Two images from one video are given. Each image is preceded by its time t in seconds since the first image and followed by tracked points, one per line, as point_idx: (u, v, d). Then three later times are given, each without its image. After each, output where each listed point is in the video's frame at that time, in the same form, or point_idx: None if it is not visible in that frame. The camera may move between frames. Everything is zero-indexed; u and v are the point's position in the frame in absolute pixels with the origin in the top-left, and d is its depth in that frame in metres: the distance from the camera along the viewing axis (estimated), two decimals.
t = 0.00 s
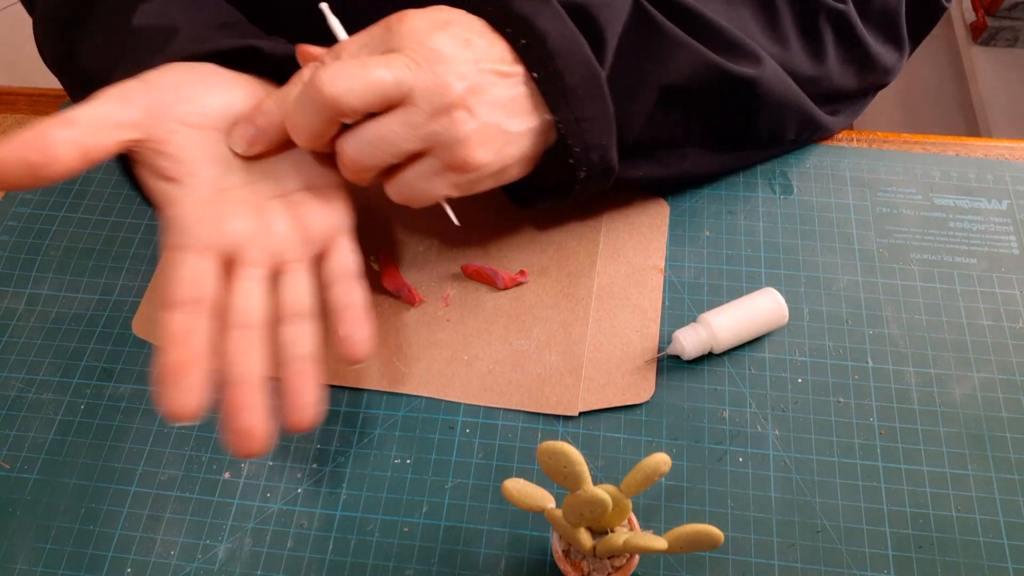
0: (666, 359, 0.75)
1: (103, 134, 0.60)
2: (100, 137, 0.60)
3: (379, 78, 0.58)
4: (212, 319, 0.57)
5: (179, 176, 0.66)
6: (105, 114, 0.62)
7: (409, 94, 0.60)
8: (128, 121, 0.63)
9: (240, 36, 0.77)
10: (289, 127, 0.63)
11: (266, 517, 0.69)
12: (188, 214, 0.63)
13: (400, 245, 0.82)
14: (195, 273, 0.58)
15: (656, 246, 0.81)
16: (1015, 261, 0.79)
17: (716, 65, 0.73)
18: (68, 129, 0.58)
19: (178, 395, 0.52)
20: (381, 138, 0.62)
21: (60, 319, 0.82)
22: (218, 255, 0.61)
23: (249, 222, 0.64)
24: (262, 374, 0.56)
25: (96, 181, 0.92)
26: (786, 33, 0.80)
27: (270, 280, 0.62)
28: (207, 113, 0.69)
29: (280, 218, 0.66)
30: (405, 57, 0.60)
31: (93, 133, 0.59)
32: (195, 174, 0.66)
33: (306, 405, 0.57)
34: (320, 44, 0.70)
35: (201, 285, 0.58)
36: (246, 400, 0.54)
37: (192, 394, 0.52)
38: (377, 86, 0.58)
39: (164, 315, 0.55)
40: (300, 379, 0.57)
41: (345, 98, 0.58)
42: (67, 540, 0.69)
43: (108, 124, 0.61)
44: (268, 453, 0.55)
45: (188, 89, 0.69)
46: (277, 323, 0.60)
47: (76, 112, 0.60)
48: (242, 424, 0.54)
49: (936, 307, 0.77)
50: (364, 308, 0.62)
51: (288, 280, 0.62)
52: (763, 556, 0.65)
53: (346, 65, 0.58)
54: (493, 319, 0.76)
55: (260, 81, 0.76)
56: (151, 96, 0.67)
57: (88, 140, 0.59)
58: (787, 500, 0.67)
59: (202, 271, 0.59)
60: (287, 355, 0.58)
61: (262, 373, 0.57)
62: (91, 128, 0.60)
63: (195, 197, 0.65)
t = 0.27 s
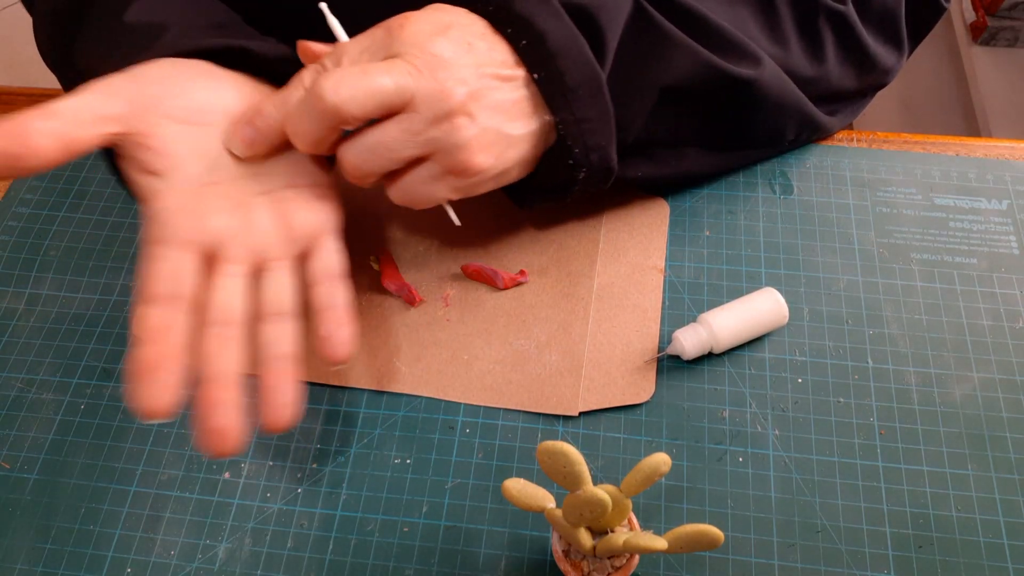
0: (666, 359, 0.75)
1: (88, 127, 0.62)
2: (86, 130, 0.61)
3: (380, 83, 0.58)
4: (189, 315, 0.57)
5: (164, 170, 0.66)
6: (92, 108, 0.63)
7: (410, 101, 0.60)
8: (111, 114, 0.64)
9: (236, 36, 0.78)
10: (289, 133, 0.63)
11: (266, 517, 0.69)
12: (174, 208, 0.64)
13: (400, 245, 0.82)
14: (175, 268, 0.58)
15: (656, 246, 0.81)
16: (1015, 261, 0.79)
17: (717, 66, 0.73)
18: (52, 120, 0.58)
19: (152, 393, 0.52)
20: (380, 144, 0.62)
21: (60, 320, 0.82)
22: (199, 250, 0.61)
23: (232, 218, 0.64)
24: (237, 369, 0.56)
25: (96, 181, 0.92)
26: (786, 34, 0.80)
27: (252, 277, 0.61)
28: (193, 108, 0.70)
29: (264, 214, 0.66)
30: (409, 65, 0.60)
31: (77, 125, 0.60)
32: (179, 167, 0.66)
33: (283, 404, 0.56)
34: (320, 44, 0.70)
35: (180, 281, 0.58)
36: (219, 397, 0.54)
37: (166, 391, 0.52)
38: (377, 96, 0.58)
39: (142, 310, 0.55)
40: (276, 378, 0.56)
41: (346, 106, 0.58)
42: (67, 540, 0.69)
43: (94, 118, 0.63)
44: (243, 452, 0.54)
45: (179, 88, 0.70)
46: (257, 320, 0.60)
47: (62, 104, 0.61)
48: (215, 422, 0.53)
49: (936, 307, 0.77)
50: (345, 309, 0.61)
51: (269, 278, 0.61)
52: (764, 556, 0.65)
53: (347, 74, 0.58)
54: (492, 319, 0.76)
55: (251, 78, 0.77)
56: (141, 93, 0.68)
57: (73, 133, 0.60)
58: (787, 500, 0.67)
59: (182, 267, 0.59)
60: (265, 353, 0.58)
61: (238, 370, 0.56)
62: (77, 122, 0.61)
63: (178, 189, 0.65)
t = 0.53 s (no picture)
0: (666, 359, 0.75)
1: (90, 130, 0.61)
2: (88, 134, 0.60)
3: (375, 79, 0.58)
4: (198, 317, 0.56)
5: (166, 174, 0.66)
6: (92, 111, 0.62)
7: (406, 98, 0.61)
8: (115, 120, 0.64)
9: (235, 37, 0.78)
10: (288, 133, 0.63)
11: (266, 517, 0.69)
12: (176, 213, 0.63)
13: (400, 245, 0.82)
14: (183, 271, 0.58)
15: (656, 246, 0.81)
16: (1014, 261, 0.79)
17: (715, 67, 0.73)
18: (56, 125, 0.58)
19: (166, 393, 0.52)
20: (376, 144, 0.63)
21: (60, 320, 0.82)
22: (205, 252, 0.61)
23: (237, 221, 0.64)
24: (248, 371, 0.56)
25: (96, 181, 0.92)
26: (785, 34, 0.80)
27: (260, 279, 0.61)
28: (194, 112, 0.69)
29: (269, 216, 0.65)
30: (404, 63, 0.61)
31: (82, 133, 0.60)
32: (180, 172, 0.66)
33: (294, 403, 0.56)
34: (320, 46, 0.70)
35: (190, 284, 0.57)
36: (230, 397, 0.54)
37: (180, 392, 0.52)
38: (374, 93, 0.58)
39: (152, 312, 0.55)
40: (286, 377, 0.56)
41: (342, 107, 0.58)
42: (67, 540, 0.69)
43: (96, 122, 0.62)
44: (253, 451, 0.54)
45: (176, 88, 0.70)
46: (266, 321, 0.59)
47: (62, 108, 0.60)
48: (227, 422, 0.53)
49: (936, 308, 0.77)
50: (352, 307, 0.61)
51: (277, 278, 0.61)
52: (763, 556, 0.65)
53: (343, 73, 0.58)
54: (492, 319, 0.76)
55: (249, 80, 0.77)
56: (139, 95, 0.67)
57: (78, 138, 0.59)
58: (787, 500, 0.67)
59: (191, 270, 0.58)
60: (275, 354, 0.58)
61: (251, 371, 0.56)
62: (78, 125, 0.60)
63: (181, 193, 0.65)
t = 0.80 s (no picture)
0: (666, 359, 0.75)
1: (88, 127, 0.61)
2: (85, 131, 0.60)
3: (374, 76, 0.59)
4: (199, 310, 0.57)
5: (168, 170, 0.66)
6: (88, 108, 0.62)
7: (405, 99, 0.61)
8: (116, 116, 0.64)
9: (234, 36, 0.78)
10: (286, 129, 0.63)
11: (266, 517, 0.69)
12: (177, 210, 0.64)
13: (400, 245, 0.82)
14: (184, 266, 0.58)
15: (656, 246, 0.81)
16: (1014, 261, 0.79)
17: (714, 66, 0.73)
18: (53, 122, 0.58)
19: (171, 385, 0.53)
20: (375, 144, 0.63)
21: (60, 319, 0.82)
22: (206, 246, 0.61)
23: (236, 215, 0.64)
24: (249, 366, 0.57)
25: (96, 181, 0.92)
26: (785, 37, 0.80)
27: (260, 273, 0.62)
28: (195, 109, 0.70)
29: (270, 210, 0.66)
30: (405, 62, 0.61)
31: (83, 129, 0.60)
32: (180, 168, 0.67)
33: (297, 398, 0.58)
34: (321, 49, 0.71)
35: (190, 279, 0.58)
36: (234, 390, 0.55)
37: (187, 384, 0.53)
38: (372, 91, 0.59)
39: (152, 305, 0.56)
40: (286, 369, 0.59)
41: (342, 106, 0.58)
42: (67, 540, 0.69)
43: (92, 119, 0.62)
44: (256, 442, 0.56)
45: (171, 85, 0.70)
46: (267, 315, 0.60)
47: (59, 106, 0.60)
48: (231, 414, 0.55)
49: (936, 307, 0.77)
50: (354, 301, 0.62)
51: (278, 273, 0.62)
52: (763, 556, 0.65)
53: (343, 70, 0.58)
54: (492, 319, 0.76)
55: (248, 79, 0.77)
56: (135, 92, 0.67)
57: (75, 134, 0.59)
58: (787, 500, 0.67)
59: (191, 265, 0.59)
60: (276, 348, 0.59)
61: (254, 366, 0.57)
62: (75, 121, 0.60)
63: (178, 187, 0.66)
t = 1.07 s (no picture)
0: (666, 359, 0.75)
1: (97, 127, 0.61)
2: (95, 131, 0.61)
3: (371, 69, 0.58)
4: (221, 306, 0.56)
5: (179, 169, 0.66)
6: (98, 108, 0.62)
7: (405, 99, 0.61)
8: (127, 116, 0.64)
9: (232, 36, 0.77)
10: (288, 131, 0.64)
11: (266, 517, 0.69)
12: (189, 206, 0.63)
13: (400, 245, 0.82)
14: (201, 261, 0.57)
15: (656, 246, 0.81)
16: (1015, 261, 0.79)
17: (714, 67, 0.73)
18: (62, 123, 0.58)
19: (198, 377, 0.51)
20: (375, 144, 0.63)
21: (60, 320, 0.82)
22: (227, 244, 0.60)
23: (251, 212, 0.63)
24: (271, 359, 0.55)
25: (96, 181, 0.92)
26: (784, 37, 0.80)
27: (275, 269, 0.61)
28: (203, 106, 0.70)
29: (282, 209, 0.65)
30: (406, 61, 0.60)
31: (95, 129, 0.61)
32: (194, 165, 0.67)
33: (318, 392, 0.56)
34: (315, 46, 0.70)
35: (208, 274, 0.57)
36: (258, 381, 0.54)
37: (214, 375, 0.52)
38: (374, 91, 0.58)
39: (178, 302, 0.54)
40: (310, 365, 0.57)
41: (343, 106, 0.58)
42: (67, 540, 0.69)
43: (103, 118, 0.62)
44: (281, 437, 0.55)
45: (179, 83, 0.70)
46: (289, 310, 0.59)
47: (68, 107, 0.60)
48: (256, 406, 0.53)
49: (936, 308, 0.77)
50: (369, 293, 0.61)
51: (293, 268, 0.61)
52: (764, 556, 0.65)
53: (344, 71, 0.58)
54: (492, 319, 0.76)
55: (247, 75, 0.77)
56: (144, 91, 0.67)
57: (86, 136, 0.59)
58: (787, 500, 0.67)
59: (208, 260, 0.58)
60: (298, 342, 0.57)
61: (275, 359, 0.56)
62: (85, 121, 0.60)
63: (190, 186, 0.65)
